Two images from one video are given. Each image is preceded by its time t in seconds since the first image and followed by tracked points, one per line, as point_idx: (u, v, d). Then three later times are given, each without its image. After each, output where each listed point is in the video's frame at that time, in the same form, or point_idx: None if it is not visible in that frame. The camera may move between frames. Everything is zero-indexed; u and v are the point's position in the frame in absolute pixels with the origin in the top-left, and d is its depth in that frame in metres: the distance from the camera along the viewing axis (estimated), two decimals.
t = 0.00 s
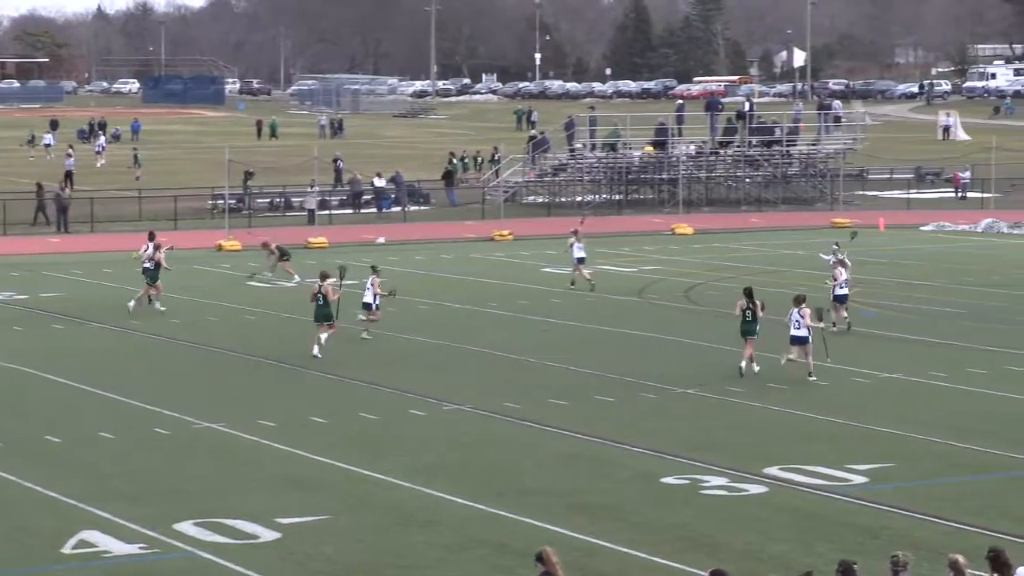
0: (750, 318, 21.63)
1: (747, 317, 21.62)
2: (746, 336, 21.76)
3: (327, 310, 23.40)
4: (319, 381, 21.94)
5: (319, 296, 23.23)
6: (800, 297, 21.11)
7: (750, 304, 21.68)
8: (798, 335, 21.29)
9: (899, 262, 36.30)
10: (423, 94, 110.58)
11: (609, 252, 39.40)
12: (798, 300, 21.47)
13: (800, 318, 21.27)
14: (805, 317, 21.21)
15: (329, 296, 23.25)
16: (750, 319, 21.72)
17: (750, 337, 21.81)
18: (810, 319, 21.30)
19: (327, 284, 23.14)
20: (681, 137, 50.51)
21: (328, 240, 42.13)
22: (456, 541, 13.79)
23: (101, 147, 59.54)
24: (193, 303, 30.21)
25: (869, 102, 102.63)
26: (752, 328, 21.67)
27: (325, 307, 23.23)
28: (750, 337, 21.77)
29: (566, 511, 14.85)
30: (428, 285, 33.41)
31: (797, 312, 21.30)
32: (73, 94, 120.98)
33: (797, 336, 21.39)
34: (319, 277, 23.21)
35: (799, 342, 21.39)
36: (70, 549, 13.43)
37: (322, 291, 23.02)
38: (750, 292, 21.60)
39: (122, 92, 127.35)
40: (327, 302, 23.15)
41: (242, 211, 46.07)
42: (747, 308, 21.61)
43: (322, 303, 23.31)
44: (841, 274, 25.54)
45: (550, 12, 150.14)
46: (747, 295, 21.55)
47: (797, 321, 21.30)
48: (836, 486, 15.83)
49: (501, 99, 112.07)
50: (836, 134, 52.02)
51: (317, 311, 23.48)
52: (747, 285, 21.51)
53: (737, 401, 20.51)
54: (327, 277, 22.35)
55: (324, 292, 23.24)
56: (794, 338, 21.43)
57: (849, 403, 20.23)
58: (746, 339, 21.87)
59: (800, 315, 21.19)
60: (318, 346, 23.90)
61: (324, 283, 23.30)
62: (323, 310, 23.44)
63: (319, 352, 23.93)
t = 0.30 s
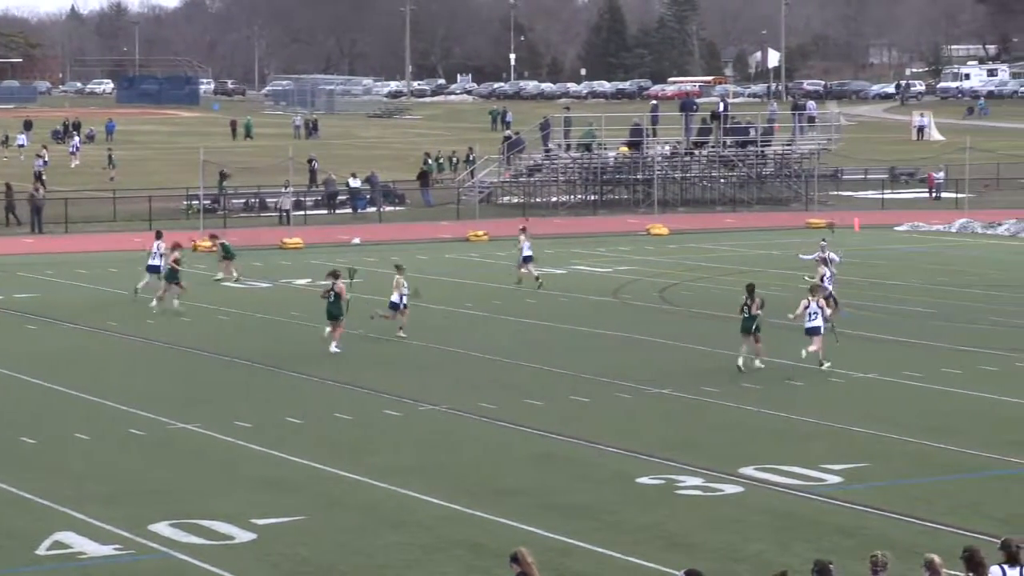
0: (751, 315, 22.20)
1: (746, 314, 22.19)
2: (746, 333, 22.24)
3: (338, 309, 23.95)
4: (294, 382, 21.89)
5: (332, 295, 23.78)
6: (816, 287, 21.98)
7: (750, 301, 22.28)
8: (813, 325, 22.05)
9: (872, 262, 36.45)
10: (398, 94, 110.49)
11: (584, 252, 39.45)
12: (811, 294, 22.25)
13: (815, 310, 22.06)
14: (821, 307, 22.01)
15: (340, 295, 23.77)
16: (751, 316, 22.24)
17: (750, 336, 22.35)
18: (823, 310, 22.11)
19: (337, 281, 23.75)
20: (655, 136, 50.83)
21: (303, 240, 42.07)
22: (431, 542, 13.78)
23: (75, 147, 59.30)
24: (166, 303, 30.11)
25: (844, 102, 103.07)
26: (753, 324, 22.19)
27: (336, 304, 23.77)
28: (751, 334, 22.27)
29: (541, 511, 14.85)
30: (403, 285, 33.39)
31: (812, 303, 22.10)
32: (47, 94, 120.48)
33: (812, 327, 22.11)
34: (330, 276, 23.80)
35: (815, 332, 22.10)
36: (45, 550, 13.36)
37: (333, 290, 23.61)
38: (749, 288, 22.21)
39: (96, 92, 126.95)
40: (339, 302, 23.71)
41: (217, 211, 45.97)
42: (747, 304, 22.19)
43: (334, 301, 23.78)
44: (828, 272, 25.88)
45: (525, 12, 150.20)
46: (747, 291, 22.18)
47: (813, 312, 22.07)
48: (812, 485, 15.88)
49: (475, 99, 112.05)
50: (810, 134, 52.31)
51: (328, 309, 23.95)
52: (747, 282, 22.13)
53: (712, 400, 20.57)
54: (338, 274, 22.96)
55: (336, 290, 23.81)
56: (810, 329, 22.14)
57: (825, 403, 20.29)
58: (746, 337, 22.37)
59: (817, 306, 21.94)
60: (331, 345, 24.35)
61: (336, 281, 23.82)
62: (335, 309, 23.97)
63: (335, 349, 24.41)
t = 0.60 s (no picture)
0: (768, 312, 22.32)
1: (764, 311, 22.29)
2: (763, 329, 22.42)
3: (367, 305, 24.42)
4: (288, 383, 21.87)
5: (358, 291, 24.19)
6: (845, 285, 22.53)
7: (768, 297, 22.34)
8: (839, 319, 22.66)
9: (865, 262, 36.48)
10: (391, 95, 110.45)
11: (577, 252, 39.46)
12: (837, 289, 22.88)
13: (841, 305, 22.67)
14: (845, 302, 22.59)
15: (368, 291, 24.11)
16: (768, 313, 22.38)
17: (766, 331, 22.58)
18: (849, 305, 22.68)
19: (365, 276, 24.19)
20: (649, 137, 50.95)
21: (296, 241, 42.06)
22: (426, 542, 13.77)
23: (68, 147, 59.22)
24: (160, 303, 30.07)
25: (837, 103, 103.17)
26: (769, 322, 22.37)
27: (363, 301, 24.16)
28: (767, 331, 22.49)
29: (535, 512, 14.81)
30: (397, 285, 33.37)
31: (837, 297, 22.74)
32: (40, 94, 120.36)
33: (838, 321, 22.73)
34: (358, 273, 24.31)
35: (841, 325, 22.70)
36: (39, 550, 13.35)
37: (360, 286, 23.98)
38: (767, 285, 22.24)
39: (89, 93, 126.85)
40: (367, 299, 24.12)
41: (211, 212, 45.93)
42: (766, 303, 22.27)
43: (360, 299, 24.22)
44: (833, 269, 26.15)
45: (518, 12, 150.15)
46: (766, 290, 22.19)
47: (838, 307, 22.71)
48: (806, 485, 15.89)
49: (469, 100, 112.05)
50: (803, 135, 52.43)
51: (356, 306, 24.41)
52: (766, 281, 22.10)
53: (707, 401, 20.57)
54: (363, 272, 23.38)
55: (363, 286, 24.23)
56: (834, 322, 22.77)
57: (819, 403, 20.31)
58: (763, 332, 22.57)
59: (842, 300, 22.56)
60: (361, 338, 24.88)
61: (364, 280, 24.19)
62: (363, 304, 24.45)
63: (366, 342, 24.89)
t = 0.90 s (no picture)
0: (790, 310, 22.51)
1: (785, 310, 22.53)
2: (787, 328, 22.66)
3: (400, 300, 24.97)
4: (291, 383, 21.88)
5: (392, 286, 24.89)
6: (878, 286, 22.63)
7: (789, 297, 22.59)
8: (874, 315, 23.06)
9: (868, 262, 36.45)
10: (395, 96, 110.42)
11: (581, 253, 39.44)
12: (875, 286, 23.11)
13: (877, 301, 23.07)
14: (882, 298, 23.02)
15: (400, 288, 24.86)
16: (791, 312, 22.60)
17: (791, 330, 22.80)
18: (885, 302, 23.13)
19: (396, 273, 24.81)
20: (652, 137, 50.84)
21: (300, 241, 42.05)
22: (428, 542, 13.77)
23: (73, 148, 59.26)
24: (164, 304, 30.09)
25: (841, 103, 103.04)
26: (792, 320, 22.59)
27: (396, 296, 24.79)
28: (791, 329, 22.71)
29: (537, 513, 14.81)
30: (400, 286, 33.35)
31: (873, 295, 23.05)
32: (44, 95, 120.46)
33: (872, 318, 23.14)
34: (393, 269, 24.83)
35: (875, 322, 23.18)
36: (43, 551, 13.36)
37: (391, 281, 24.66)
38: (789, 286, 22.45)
39: (93, 93, 126.83)
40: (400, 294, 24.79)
41: (214, 212, 45.94)
42: (787, 302, 22.49)
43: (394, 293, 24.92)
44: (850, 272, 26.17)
45: (522, 14, 149.95)
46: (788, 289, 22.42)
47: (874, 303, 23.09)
48: (809, 486, 15.88)
49: (472, 100, 111.91)
50: (807, 135, 52.38)
51: (389, 299, 25.19)
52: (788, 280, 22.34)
53: (710, 401, 20.56)
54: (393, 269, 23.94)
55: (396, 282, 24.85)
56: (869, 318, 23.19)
57: (821, 404, 20.29)
58: (786, 332, 22.81)
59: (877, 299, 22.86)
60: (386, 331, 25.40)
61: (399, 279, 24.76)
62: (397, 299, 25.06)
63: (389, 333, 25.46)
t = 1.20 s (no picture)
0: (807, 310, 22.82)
1: (805, 310, 22.86)
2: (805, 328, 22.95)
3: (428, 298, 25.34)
4: (293, 385, 21.86)
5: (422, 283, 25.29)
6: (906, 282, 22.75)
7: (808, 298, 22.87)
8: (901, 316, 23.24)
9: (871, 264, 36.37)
10: (397, 98, 110.53)
11: (583, 255, 39.43)
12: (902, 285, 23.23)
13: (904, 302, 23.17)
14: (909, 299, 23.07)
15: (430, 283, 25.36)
16: (810, 312, 22.94)
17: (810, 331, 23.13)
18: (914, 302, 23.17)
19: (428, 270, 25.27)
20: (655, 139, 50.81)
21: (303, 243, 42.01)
22: (430, 544, 13.77)
23: (75, 150, 59.29)
24: (166, 306, 30.09)
25: (843, 105, 102.95)
26: (810, 321, 22.92)
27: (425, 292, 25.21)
28: (810, 330, 23.03)
29: (540, 515, 14.79)
30: (402, 288, 33.28)
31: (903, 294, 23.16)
32: (46, 97, 120.49)
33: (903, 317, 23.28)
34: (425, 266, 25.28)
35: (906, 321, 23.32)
36: (46, 553, 13.36)
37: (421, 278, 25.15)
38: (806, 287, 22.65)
39: (95, 95, 126.82)
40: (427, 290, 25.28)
41: (216, 214, 45.96)
42: (805, 303, 22.79)
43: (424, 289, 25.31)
44: (866, 274, 26.13)
45: (524, 16, 150.01)
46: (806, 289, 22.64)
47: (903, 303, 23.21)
48: (812, 488, 15.86)
49: (474, 102, 111.90)
50: (809, 137, 52.35)
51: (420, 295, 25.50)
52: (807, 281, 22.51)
53: (712, 403, 20.53)
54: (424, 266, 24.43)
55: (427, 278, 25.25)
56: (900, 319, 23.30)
57: (825, 407, 20.25)
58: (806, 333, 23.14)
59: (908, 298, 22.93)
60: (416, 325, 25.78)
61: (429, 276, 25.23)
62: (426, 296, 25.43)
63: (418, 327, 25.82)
